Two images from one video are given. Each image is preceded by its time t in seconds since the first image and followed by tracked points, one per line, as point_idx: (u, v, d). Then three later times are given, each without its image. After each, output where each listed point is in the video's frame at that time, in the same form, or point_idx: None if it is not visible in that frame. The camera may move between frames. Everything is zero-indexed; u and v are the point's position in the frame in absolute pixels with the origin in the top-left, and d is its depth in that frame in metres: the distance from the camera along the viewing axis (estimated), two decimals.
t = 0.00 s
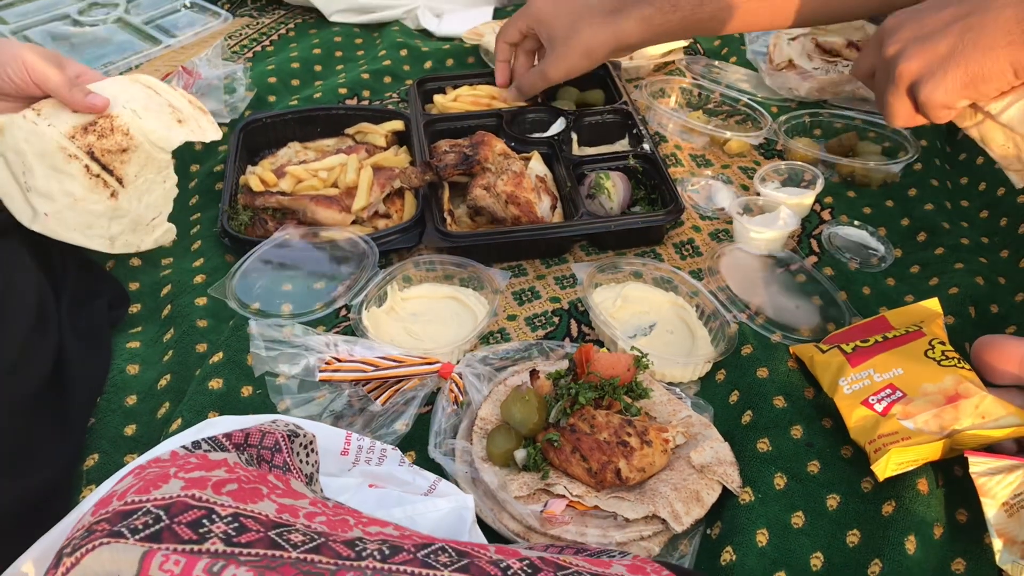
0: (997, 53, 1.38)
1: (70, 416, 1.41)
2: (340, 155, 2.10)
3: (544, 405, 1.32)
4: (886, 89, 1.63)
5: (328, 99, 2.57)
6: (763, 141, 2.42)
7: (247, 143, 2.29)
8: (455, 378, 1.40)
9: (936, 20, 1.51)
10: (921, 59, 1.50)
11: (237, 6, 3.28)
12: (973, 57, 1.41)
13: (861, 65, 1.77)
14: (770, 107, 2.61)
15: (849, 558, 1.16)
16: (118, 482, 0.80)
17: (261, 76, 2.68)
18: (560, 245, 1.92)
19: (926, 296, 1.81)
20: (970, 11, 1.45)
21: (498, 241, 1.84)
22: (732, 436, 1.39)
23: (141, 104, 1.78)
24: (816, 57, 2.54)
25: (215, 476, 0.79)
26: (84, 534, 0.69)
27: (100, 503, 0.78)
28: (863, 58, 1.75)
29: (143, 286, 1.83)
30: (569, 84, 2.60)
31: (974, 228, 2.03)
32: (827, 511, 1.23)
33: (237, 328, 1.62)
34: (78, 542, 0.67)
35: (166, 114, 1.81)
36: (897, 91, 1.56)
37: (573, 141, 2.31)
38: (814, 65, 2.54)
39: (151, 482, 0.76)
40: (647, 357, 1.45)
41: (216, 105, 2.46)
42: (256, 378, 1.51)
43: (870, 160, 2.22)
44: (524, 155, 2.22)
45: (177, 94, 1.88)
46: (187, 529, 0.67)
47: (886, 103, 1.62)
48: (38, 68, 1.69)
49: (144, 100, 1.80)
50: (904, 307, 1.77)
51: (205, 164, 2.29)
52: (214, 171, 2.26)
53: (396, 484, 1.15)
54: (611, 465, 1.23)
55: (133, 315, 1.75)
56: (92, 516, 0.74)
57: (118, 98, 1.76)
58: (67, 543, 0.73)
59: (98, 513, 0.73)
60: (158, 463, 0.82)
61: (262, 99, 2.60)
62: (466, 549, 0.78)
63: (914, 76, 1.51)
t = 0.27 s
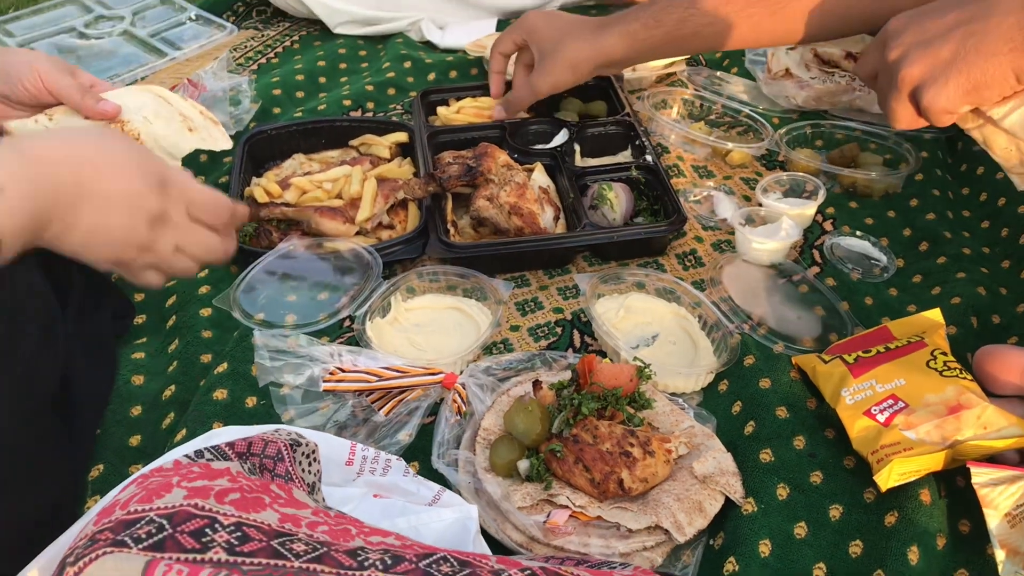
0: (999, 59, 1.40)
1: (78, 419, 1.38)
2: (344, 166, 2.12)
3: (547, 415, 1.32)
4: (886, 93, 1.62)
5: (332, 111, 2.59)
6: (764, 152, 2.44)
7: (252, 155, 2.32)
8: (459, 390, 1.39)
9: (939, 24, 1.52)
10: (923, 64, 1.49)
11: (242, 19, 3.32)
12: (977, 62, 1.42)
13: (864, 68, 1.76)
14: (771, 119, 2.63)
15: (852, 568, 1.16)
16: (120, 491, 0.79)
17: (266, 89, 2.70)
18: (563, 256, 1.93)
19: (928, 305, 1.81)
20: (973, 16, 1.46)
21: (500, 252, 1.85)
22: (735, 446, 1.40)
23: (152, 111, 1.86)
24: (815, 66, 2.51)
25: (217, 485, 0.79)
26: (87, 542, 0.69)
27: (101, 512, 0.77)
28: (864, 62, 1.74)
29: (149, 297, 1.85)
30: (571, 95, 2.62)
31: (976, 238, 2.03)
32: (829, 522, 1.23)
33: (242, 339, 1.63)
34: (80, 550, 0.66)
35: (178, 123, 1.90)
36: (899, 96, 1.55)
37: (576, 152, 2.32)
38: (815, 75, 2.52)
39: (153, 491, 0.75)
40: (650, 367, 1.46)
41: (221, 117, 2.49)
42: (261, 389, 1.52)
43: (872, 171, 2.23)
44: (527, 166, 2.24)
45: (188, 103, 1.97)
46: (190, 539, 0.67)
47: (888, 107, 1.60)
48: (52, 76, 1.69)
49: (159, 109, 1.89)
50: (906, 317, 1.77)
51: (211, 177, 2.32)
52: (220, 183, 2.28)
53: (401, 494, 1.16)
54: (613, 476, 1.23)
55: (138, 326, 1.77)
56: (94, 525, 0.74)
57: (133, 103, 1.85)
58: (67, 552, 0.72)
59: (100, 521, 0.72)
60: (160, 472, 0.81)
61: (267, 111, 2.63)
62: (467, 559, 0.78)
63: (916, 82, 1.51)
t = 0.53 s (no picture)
0: (1000, 67, 1.41)
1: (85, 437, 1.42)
2: (349, 177, 2.13)
3: (551, 425, 1.33)
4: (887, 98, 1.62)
5: (337, 122, 2.62)
6: (767, 161, 2.45)
7: (257, 166, 2.34)
8: (468, 397, 1.39)
9: (941, 30, 1.52)
10: (925, 70, 1.50)
11: (246, 28, 3.34)
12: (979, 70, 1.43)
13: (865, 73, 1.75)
14: (774, 128, 2.65)
15: None
16: (128, 503, 0.81)
17: (271, 99, 2.73)
18: (567, 266, 1.95)
19: (931, 314, 1.82)
20: (975, 22, 1.47)
21: (505, 262, 1.86)
22: (739, 455, 1.40)
23: (163, 114, 1.76)
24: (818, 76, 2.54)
25: (224, 498, 0.79)
26: (96, 555, 0.70)
27: (109, 525, 0.78)
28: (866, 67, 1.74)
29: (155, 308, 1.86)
30: (575, 105, 2.64)
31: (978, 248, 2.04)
32: (833, 532, 1.23)
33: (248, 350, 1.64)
34: (89, 563, 0.67)
35: (186, 126, 1.81)
36: (901, 101, 1.56)
37: (579, 162, 2.34)
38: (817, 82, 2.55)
39: (160, 503, 0.76)
40: (654, 377, 1.46)
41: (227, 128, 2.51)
42: (267, 399, 1.53)
43: (874, 180, 2.24)
44: (530, 176, 2.26)
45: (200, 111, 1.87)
46: (197, 551, 0.68)
47: (890, 112, 1.61)
48: (62, 78, 1.64)
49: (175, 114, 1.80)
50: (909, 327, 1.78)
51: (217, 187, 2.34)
52: (225, 194, 2.30)
53: (406, 505, 1.17)
54: (618, 486, 1.24)
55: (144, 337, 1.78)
56: (102, 538, 0.75)
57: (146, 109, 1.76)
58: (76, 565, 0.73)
59: (108, 534, 0.74)
60: (167, 485, 0.82)
61: (272, 121, 2.65)
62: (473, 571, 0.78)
63: (918, 88, 1.51)
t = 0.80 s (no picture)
0: (995, 67, 1.38)
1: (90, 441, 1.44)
2: (350, 181, 2.14)
3: (551, 428, 1.34)
4: (885, 98, 1.58)
5: (338, 126, 2.63)
6: (766, 163, 2.46)
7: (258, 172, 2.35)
8: (465, 401, 1.43)
9: (937, 30, 1.48)
10: (921, 70, 1.46)
11: (247, 34, 3.36)
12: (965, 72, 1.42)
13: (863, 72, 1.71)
14: (773, 130, 2.65)
15: None
16: (127, 506, 0.82)
17: (272, 105, 2.74)
18: (566, 269, 1.96)
19: (930, 315, 1.82)
20: (972, 22, 1.43)
21: (506, 264, 1.86)
22: (738, 457, 1.41)
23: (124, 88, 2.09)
24: (817, 78, 2.58)
25: (221, 500, 0.80)
26: (95, 557, 0.71)
27: (108, 528, 0.80)
28: (865, 66, 1.70)
29: (157, 313, 1.88)
30: (574, 109, 2.65)
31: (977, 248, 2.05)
32: (832, 532, 1.24)
33: (249, 354, 1.65)
34: (88, 565, 0.68)
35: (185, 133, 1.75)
36: (898, 102, 1.51)
37: (579, 165, 2.35)
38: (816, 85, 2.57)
39: (158, 506, 0.78)
40: (653, 379, 1.47)
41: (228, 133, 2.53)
42: (269, 403, 1.54)
43: (873, 182, 2.25)
44: (530, 179, 2.27)
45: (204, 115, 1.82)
46: (195, 554, 0.69)
47: (888, 113, 1.56)
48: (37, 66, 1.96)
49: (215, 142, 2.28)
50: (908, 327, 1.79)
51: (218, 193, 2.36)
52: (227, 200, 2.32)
53: (407, 508, 1.18)
54: (618, 487, 1.25)
55: (147, 342, 1.80)
56: (101, 541, 0.76)
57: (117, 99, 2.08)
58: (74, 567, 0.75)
59: (107, 537, 0.75)
60: (165, 488, 0.84)
61: (273, 127, 2.66)
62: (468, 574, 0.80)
63: (915, 89, 1.47)
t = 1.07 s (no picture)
0: (996, 65, 1.37)
1: (93, 445, 1.46)
2: (349, 187, 2.16)
3: (550, 430, 1.34)
4: (887, 95, 1.60)
5: (337, 131, 2.64)
6: (764, 164, 2.47)
7: (258, 178, 2.36)
8: (465, 406, 1.42)
9: (939, 28, 1.47)
10: (924, 69, 1.46)
11: (247, 40, 3.38)
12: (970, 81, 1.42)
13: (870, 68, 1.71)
14: (771, 131, 2.66)
15: None
16: (125, 513, 0.84)
17: (272, 110, 2.76)
18: (565, 272, 1.97)
19: (927, 314, 1.83)
20: (973, 19, 1.42)
21: (505, 268, 1.87)
22: (736, 458, 1.42)
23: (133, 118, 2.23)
24: (815, 79, 2.59)
25: (219, 506, 0.81)
26: (94, 564, 0.73)
27: (107, 535, 0.81)
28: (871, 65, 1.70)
29: (158, 319, 1.89)
30: (572, 111, 2.66)
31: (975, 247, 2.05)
32: (830, 533, 1.24)
33: (250, 360, 1.66)
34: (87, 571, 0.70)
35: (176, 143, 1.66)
36: (902, 99, 1.53)
37: (577, 168, 2.36)
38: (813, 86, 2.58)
39: (156, 513, 0.79)
40: (651, 381, 1.48)
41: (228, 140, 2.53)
42: (270, 408, 1.55)
43: (871, 182, 2.25)
44: (529, 183, 2.28)
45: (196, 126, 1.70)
46: (192, 559, 0.70)
47: (891, 109, 1.59)
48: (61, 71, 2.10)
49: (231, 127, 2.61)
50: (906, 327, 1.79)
51: (219, 199, 2.37)
52: (227, 206, 2.33)
53: (407, 511, 1.18)
54: (616, 490, 1.25)
55: (149, 349, 1.81)
56: (100, 548, 0.78)
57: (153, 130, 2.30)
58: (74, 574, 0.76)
59: (105, 545, 0.76)
60: (164, 494, 0.85)
61: (273, 132, 2.67)
62: None
63: (917, 86, 1.48)
